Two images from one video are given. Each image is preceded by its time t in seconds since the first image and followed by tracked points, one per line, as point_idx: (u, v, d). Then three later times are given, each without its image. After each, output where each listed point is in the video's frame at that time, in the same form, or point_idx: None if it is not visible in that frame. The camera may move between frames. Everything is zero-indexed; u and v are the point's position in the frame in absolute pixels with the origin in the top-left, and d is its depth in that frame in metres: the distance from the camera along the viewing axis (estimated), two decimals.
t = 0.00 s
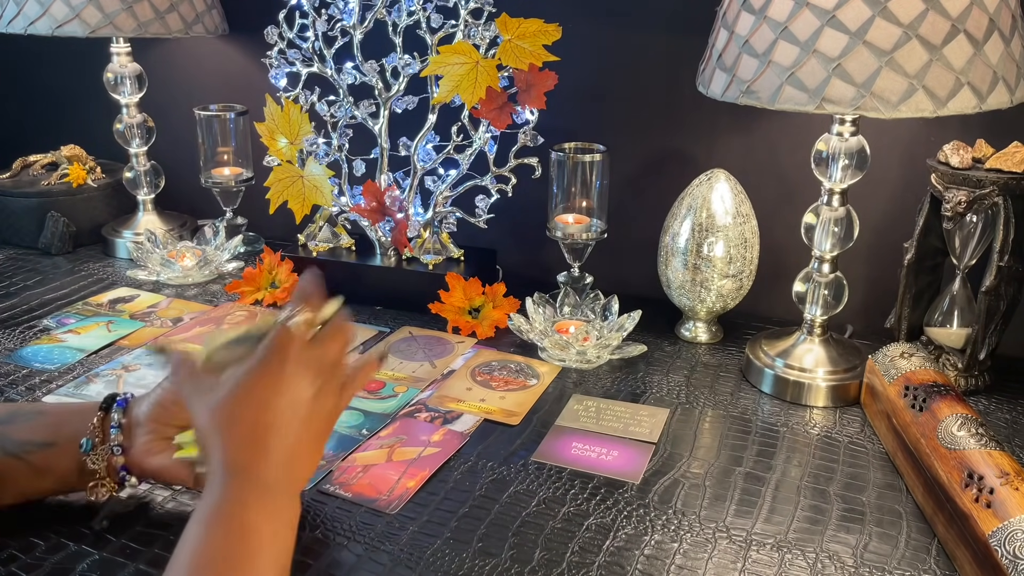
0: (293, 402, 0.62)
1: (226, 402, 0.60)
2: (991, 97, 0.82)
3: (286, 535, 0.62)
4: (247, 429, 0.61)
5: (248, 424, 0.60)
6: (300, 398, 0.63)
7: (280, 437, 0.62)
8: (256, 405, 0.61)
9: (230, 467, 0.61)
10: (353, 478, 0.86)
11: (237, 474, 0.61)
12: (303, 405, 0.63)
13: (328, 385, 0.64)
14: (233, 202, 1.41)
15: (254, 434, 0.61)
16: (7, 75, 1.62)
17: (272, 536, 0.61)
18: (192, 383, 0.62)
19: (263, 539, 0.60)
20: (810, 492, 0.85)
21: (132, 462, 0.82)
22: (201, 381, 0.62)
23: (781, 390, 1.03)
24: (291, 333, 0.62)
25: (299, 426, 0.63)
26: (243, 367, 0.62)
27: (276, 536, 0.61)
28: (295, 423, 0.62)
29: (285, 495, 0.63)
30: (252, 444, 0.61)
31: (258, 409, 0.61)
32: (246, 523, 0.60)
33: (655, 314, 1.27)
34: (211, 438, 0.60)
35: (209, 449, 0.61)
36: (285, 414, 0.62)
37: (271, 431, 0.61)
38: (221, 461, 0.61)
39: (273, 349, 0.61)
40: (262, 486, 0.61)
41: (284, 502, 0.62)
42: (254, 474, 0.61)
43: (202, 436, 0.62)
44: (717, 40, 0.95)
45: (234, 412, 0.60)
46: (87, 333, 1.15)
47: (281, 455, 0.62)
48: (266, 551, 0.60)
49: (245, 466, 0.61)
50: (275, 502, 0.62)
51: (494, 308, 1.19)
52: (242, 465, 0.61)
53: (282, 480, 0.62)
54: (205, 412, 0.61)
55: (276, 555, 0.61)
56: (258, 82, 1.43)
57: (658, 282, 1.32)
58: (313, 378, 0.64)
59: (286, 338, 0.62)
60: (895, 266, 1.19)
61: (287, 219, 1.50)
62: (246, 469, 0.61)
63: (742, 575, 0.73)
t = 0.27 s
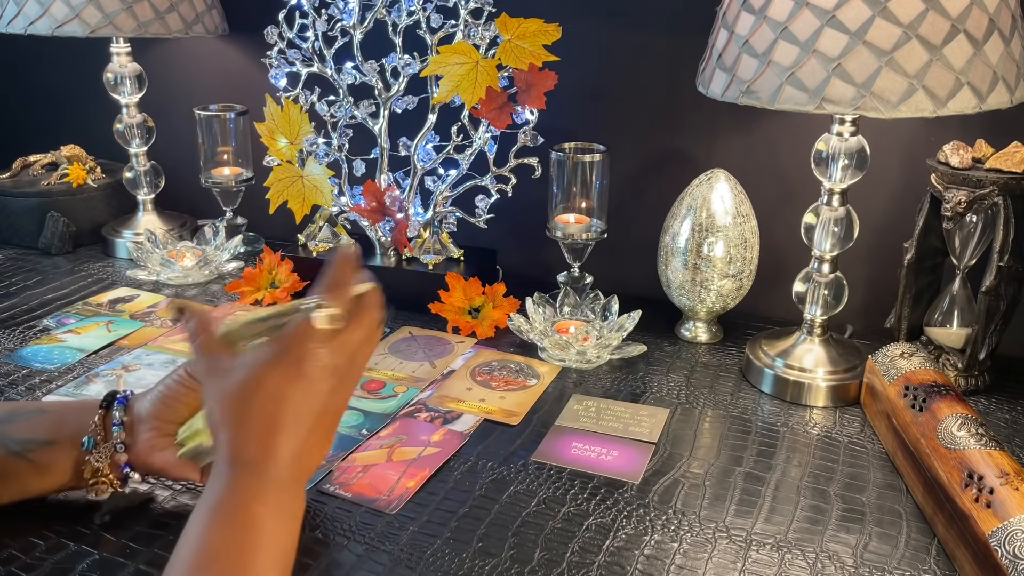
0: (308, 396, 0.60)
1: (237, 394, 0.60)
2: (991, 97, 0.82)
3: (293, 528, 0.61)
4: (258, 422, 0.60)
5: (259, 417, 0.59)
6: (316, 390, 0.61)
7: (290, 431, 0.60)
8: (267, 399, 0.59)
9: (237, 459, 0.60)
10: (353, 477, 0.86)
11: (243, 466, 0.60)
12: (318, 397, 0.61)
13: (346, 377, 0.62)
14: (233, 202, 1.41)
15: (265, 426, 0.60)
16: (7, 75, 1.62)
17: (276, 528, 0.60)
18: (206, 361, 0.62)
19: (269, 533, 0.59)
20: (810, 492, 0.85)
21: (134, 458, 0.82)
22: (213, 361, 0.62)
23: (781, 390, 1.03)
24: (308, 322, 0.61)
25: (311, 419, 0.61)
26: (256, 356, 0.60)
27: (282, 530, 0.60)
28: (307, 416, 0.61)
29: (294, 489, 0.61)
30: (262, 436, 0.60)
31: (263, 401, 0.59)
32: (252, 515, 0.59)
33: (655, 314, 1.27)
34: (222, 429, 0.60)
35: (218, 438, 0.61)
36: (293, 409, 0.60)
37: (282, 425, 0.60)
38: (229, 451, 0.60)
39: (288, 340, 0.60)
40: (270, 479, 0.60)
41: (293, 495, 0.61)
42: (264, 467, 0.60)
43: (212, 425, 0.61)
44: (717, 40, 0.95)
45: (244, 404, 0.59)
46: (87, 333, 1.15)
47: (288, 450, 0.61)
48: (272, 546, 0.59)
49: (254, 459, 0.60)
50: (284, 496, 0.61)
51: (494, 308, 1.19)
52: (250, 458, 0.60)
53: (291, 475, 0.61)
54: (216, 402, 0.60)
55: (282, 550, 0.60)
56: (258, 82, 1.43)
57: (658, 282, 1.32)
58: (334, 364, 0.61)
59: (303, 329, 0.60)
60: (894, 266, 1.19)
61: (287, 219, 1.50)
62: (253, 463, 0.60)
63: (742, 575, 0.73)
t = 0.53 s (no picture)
0: (284, 416, 0.63)
1: (214, 421, 0.61)
2: (991, 97, 0.82)
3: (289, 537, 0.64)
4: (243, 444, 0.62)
5: (244, 438, 0.62)
6: (288, 411, 0.64)
7: (274, 446, 0.63)
8: (247, 421, 0.62)
9: (234, 477, 0.62)
10: (353, 477, 0.86)
11: (240, 482, 0.62)
12: (290, 419, 0.64)
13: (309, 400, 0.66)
14: (233, 202, 1.41)
15: (250, 446, 0.62)
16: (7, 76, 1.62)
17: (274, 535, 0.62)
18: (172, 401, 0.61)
19: (267, 542, 0.62)
20: (810, 492, 0.85)
21: (127, 454, 0.81)
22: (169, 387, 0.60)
23: (781, 390, 1.03)
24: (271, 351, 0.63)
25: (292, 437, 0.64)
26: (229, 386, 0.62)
27: (278, 538, 0.63)
28: (286, 435, 0.64)
29: (286, 500, 0.64)
30: (249, 454, 0.62)
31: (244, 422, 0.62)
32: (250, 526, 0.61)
33: (655, 314, 1.27)
34: (214, 452, 0.62)
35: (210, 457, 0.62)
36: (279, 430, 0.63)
37: (264, 445, 0.63)
38: (226, 470, 0.62)
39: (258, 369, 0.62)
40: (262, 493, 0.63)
41: (286, 506, 0.64)
42: (256, 481, 0.63)
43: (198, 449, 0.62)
44: (717, 40, 0.95)
45: (227, 424, 0.61)
46: (87, 333, 1.15)
47: (279, 463, 0.64)
48: (271, 552, 0.62)
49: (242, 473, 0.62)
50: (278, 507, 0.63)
51: (494, 308, 1.19)
52: (242, 472, 0.62)
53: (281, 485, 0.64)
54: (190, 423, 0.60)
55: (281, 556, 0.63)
56: (257, 82, 1.43)
57: (658, 282, 1.32)
58: (301, 396, 0.65)
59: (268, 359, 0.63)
60: (895, 266, 1.19)
61: (287, 219, 1.50)
62: (249, 477, 0.62)
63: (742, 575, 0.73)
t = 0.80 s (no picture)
0: (281, 409, 0.67)
1: (215, 412, 0.65)
2: (991, 97, 0.82)
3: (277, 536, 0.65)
4: (238, 436, 0.65)
5: (238, 430, 0.65)
6: (282, 410, 0.67)
7: (268, 445, 0.65)
8: (241, 414, 0.65)
9: (223, 476, 0.64)
10: (353, 477, 0.86)
11: (229, 480, 0.64)
12: (284, 415, 0.67)
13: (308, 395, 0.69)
14: (233, 202, 1.41)
15: (244, 442, 0.65)
16: (7, 75, 1.62)
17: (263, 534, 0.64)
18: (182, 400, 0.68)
19: (256, 541, 0.63)
20: (810, 492, 0.85)
21: (132, 456, 0.81)
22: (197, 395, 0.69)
23: (781, 390, 1.03)
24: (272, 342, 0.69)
25: (286, 438, 0.67)
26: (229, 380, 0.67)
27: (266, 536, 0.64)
28: (280, 432, 0.66)
29: (276, 501, 0.66)
30: (241, 450, 0.64)
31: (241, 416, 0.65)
32: (240, 523, 0.63)
33: (655, 314, 1.27)
34: (204, 452, 0.64)
35: (201, 457, 0.65)
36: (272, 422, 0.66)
37: (258, 439, 0.65)
38: (212, 469, 0.64)
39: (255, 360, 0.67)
40: (253, 492, 0.64)
41: (275, 505, 0.65)
42: (247, 480, 0.64)
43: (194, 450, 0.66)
44: (717, 40, 0.95)
45: (227, 422, 0.65)
46: (87, 333, 1.15)
47: (270, 462, 0.66)
48: (260, 550, 0.63)
49: (238, 471, 0.64)
50: (270, 507, 0.65)
51: (494, 308, 1.19)
52: (234, 471, 0.64)
53: (274, 483, 0.66)
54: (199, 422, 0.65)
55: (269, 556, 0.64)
56: (257, 82, 1.43)
57: (658, 282, 1.32)
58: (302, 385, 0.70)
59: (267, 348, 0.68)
60: (895, 266, 1.19)
61: (287, 219, 1.50)
62: (238, 474, 0.64)
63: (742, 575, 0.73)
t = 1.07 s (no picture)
0: (304, 399, 0.65)
1: (237, 399, 0.64)
2: (991, 97, 0.82)
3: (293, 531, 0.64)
4: (263, 422, 0.63)
5: (262, 420, 0.63)
6: (310, 400, 0.66)
7: (289, 436, 0.64)
8: (266, 402, 0.64)
9: (242, 463, 0.63)
10: (353, 477, 0.86)
11: (247, 469, 0.63)
12: (313, 405, 0.66)
13: (338, 387, 0.67)
14: (233, 202, 1.41)
15: (268, 430, 0.63)
16: (7, 75, 1.62)
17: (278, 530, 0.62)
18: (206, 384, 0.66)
19: (270, 539, 0.62)
20: (810, 492, 0.85)
21: (137, 446, 0.83)
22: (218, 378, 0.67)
23: (781, 390, 1.03)
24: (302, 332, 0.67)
25: (309, 430, 0.65)
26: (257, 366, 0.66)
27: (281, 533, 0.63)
28: (303, 424, 0.65)
29: (294, 496, 0.64)
30: (264, 438, 0.63)
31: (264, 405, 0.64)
32: (253, 518, 0.62)
33: (655, 314, 1.27)
34: (223, 435, 0.63)
35: (220, 445, 0.64)
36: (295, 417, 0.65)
37: (281, 429, 0.64)
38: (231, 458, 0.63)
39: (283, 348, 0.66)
40: (270, 487, 0.63)
41: (294, 501, 0.64)
42: (265, 473, 0.63)
43: (213, 438, 0.65)
44: (717, 40, 0.95)
45: (248, 406, 0.64)
46: (87, 333, 1.15)
47: (290, 454, 0.64)
48: (273, 553, 0.62)
49: (258, 463, 0.63)
50: (287, 501, 0.63)
51: (494, 308, 1.19)
52: (254, 461, 0.63)
53: (293, 476, 0.64)
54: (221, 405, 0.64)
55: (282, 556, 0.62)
56: (258, 82, 1.43)
57: (658, 282, 1.32)
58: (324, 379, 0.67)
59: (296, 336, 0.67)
60: (895, 266, 1.19)
61: (287, 219, 1.50)
62: (257, 464, 0.63)
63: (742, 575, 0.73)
